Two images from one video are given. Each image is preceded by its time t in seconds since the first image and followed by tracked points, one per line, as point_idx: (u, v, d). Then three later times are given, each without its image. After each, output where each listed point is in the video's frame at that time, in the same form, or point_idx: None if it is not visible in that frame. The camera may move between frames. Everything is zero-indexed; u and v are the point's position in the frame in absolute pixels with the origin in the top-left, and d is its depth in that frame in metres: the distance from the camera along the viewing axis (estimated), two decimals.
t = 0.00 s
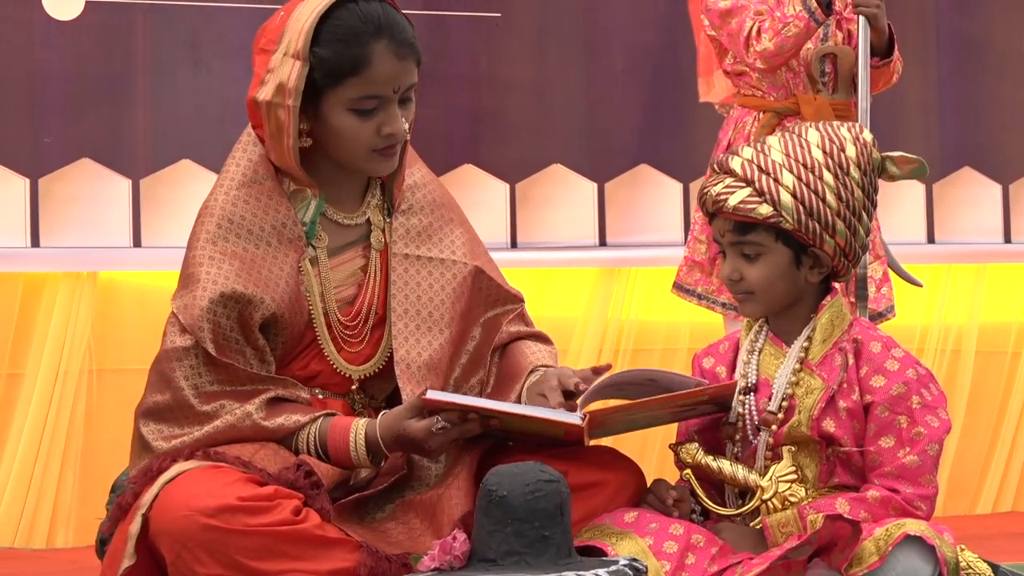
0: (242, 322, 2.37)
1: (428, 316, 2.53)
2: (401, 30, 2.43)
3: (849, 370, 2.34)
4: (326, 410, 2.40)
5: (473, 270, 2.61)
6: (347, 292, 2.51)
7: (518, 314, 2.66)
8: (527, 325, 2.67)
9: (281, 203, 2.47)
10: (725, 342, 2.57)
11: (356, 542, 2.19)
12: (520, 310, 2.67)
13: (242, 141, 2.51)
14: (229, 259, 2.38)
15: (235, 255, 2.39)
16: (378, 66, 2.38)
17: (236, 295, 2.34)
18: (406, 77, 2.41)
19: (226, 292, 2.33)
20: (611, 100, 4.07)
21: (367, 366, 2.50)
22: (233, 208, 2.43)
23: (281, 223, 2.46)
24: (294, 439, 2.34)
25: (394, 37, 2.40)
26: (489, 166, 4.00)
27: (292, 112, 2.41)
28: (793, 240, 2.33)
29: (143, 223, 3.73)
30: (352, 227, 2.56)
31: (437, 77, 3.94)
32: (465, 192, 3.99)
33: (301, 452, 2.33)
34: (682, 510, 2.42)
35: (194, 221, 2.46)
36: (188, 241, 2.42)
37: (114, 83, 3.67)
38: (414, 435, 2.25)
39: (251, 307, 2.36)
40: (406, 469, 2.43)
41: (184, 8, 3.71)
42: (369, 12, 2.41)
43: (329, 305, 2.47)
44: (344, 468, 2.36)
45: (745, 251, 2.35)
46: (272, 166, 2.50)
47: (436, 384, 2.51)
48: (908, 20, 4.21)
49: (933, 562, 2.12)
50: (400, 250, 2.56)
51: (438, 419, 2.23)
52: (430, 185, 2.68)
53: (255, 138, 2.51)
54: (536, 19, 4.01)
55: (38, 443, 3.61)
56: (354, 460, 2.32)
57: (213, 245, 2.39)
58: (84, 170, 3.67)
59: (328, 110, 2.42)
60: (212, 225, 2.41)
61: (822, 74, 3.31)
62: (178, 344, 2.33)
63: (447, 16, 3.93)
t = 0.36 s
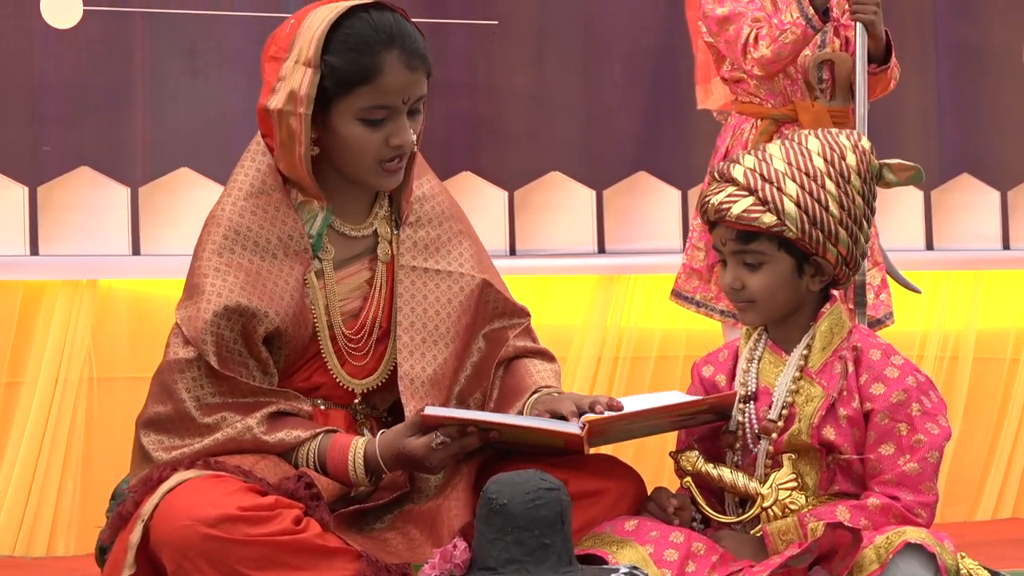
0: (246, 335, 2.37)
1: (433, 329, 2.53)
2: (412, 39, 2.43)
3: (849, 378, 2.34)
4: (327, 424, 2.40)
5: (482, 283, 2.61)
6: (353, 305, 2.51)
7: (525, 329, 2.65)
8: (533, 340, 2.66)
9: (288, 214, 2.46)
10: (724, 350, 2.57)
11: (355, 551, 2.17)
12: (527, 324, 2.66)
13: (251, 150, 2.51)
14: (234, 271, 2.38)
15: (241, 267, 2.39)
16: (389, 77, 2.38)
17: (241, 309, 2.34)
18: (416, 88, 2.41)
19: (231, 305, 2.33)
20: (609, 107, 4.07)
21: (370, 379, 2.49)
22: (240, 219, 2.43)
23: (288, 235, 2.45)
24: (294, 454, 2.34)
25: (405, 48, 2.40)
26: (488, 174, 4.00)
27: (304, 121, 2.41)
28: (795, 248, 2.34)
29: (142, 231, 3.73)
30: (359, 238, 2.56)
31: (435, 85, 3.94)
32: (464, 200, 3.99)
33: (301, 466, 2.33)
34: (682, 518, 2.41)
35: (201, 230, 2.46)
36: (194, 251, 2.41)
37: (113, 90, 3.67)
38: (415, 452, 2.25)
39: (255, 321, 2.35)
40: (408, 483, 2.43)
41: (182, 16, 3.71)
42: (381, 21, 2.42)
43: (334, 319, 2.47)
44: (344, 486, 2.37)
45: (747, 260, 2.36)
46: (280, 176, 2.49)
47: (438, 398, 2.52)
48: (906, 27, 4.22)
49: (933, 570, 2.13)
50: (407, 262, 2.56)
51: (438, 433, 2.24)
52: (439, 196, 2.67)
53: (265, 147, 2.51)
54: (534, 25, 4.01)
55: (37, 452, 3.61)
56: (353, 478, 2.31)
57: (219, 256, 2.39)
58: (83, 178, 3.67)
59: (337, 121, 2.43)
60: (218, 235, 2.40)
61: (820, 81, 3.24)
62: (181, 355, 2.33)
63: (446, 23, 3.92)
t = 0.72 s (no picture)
0: (248, 343, 2.37)
1: (441, 339, 2.53)
2: (420, 50, 2.43)
3: (846, 385, 2.34)
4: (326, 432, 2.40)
5: (490, 293, 2.62)
6: (357, 315, 2.51)
7: (534, 336, 2.66)
8: (542, 347, 2.66)
9: (295, 224, 2.47)
10: (721, 357, 2.57)
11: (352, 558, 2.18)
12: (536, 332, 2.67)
13: (258, 158, 2.52)
14: (239, 279, 2.38)
15: (246, 275, 2.39)
16: (397, 87, 2.38)
17: (244, 317, 2.34)
18: (424, 99, 2.41)
19: (234, 314, 2.33)
20: (609, 113, 4.08)
21: (371, 391, 2.49)
22: (245, 227, 2.43)
23: (294, 244, 2.46)
24: (292, 461, 2.34)
25: (413, 58, 2.40)
26: (487, 179, 4.01)
27: (312, 130, 2.42)
28: (794, 256, 2.34)
29: (141, 236, 3.74)
30: (363, 249, 2.56)
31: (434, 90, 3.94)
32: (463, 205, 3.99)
33: (298, 473, 2.32)
34: (680, 524, 2.42)
35: (206, 237, 2.47)
36: (199, 258, 2.42)
37: (111, 96, 3.67)
38: (414, 459, 2.26)
39: (258, 329, 2.36)
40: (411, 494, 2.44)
41: (181, 22, 3.72)
42: (389, 32, 2.42)
43: (338, 329, 2.47)
44: (341, 495, 2.37)
45: (745, 267, 2.36)
46: (287, 185, 2.50)
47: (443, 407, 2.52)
48: (905, 33, 4.23)
49: None
50: (416, 270, 2.56)
51: (436, 440, 2.24)
52: (446, 207, 2.69)
53: (272, 154, 2.52)
54: (533, 31, 4.01)
55: (34, 458, 3.61)
56: (350, 486, 2.31)
57: (224, 264, 2.39)
58: (82, 184, 3.67)
59: (345, 132, 2.43)
60: (223, 243, 2.41)
61: (818, 86, 3.33)
62: (181, 362, 2.33)
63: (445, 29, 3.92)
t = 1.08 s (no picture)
0: (253, 346, 2.37)
1: (448, 343, 2.53)
2: (428, 56, 2.43)
3: (848, 388, 2.34)
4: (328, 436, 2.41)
5: (497, 297, 2.62)
6: (363, 319, 2.51)
7: (539, 341, 2.67)
8: (548, 353, 2.68)
9: (301, 226, 2.47)
10: (722, 360, 2.57)
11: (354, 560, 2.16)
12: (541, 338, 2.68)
13: (266, 160, 2.52)
14: (244, 281, 2.39)
15: (252, 277, 2.40)
16: (403, 94, 2.38)
17: (249, 319, 2.34)
18: (431, 106, 2.41)
19: (239, 315, 2.34)
20: (612, 115, 4.08)
21: (377, 394, 2.50)
22: (251, 229, 2.44)
23: (300, 247, 2.46)
24: (294, 464, 2.34)
25: (420, 65, 2.41)
26: (490, 181, 4.01)
27: (319, 136, 2.42)
28: (800, 260, 2.34)
29: (144, 238, 3.73)
30: (369, 253, 2.56)
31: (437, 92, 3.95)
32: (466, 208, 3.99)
33: (300, 477, 2.33)
34: (682, 528, 2.41)
35: (212, 239, 2.47)
36: (205, 260, 2.43)
37: (113, 98, 3.68)
38: (415, 466, 2.26)
39: (263, 331, 2.36)
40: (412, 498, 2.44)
41: (185, 24, 3.73)
42: (397, 38, 2.42)
43: (343, 332, 2.47)
44: (343, 498, 2.37)
45: (752, 270, 2.36)
46: (294, 189, 2.51)
47: (449, 411, 2.52)
48: (908, 35, 4.22)
49: None
50: (423, 274, 2.56)
51: (437, 445, 2.24)
52: (452, 211, 2.68)
53: (280, 156, 2.52)
54: (536, 33, 4.01)
55: (37, 461, 3.62)
56: (351, 492, 2.32)
57: (229, 265, 2.40)
58: (85, 186, 3.68)
59: (351, 138, 2.43)
60: (229, 245, 2.42)
61: (820, 89, 3.38)
62: (186, 362, 2.33)
63: (448, 31, 3.93)
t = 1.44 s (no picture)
0: (256, 348, 2.38)
1: (452, 346, 2.53)
2: (434, 67, 2.42)
3: (854, 392, 2.34)
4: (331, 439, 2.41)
5: (502, 301, 2.62)
6: (366, 322, 2.51)
7: (546, 345, 2.68)
8: (555, 356, 2.69)
9: (305, 230, 2.48)
10: (727, 366, 2.57)
11: (356, 564, 2.18)
12: (548, 341, 2.68)
13: (271, 163, 2.53)
14: (248, 283, 2.39)
15: (256, 279, 2.40)
16: (405, 105, 2.38)
17: (252, 321, 2.35)
18: (435, 116, 2.41)
19: (242, 317, 2.34)
20: (616, 118, 4.09)
21: (382, 397, 2.50)
22: (256, 231, 2.44)
23: (304, 250, 2.47)
24: (296, 467, 2.35)
25: (423, 76, 2.40)
26: (494, 185, 4.01)
27: (320, 142, 2.43)
28: (797, 255, 2.34)
29: (148, 242, 3.73)
30: (374, 257, 2.57)
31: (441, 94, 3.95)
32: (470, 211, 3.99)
33: (302, 479, 2.33)
34: (684, 531, 2.43)
35: (217, 241, 2.48)
36: (209, 262, 2.43)
37: (119, 102, 3.69)
38: (418, 468, 2.26)
39: (266, 333, 2.36)
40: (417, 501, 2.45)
41: (190, 27, 3.74)
42: (401, 48, 2.41)
43: (346, 335, 2.47)
44: (348, 502, 2.37)
45: (749, 269, 2.35)
46: (298, 192, 2.51)
47: (454, 413, 2.52)
48: (911, 39, 4.22)
49: None
50: (428, 278, 2.56)
51: (441, 448, 2.25)
52: (458, 215, 2.68)
53: (284, 159, 2.53)
54: (541, 37, 4.02)
55: (41, 463, 3.62)
56: (353, 494, 2.33)
57: (233, 267, 2.40)
58: (89, 189, 3.68)
59: (354, 146, 2.44)
60: (234, 247, 2.42)
61: (824, 93, 3.38)
62: (188, 364, 2.34)
63: (452, 34, 3.93)
